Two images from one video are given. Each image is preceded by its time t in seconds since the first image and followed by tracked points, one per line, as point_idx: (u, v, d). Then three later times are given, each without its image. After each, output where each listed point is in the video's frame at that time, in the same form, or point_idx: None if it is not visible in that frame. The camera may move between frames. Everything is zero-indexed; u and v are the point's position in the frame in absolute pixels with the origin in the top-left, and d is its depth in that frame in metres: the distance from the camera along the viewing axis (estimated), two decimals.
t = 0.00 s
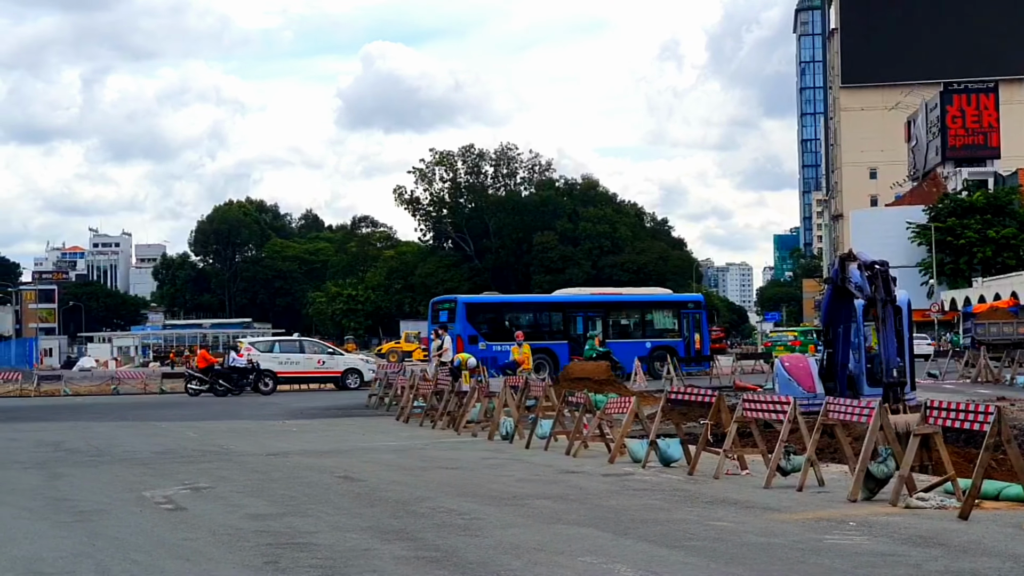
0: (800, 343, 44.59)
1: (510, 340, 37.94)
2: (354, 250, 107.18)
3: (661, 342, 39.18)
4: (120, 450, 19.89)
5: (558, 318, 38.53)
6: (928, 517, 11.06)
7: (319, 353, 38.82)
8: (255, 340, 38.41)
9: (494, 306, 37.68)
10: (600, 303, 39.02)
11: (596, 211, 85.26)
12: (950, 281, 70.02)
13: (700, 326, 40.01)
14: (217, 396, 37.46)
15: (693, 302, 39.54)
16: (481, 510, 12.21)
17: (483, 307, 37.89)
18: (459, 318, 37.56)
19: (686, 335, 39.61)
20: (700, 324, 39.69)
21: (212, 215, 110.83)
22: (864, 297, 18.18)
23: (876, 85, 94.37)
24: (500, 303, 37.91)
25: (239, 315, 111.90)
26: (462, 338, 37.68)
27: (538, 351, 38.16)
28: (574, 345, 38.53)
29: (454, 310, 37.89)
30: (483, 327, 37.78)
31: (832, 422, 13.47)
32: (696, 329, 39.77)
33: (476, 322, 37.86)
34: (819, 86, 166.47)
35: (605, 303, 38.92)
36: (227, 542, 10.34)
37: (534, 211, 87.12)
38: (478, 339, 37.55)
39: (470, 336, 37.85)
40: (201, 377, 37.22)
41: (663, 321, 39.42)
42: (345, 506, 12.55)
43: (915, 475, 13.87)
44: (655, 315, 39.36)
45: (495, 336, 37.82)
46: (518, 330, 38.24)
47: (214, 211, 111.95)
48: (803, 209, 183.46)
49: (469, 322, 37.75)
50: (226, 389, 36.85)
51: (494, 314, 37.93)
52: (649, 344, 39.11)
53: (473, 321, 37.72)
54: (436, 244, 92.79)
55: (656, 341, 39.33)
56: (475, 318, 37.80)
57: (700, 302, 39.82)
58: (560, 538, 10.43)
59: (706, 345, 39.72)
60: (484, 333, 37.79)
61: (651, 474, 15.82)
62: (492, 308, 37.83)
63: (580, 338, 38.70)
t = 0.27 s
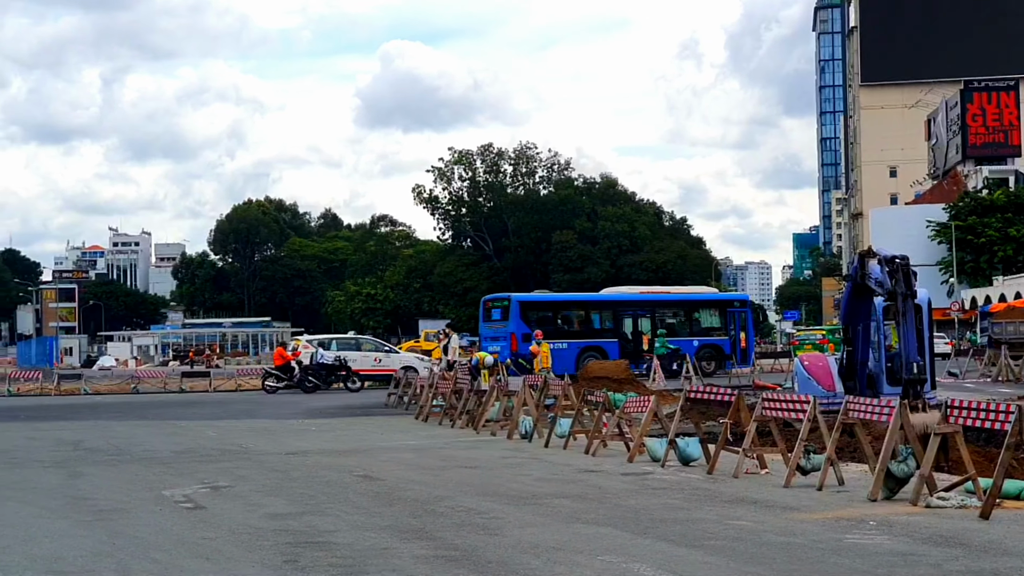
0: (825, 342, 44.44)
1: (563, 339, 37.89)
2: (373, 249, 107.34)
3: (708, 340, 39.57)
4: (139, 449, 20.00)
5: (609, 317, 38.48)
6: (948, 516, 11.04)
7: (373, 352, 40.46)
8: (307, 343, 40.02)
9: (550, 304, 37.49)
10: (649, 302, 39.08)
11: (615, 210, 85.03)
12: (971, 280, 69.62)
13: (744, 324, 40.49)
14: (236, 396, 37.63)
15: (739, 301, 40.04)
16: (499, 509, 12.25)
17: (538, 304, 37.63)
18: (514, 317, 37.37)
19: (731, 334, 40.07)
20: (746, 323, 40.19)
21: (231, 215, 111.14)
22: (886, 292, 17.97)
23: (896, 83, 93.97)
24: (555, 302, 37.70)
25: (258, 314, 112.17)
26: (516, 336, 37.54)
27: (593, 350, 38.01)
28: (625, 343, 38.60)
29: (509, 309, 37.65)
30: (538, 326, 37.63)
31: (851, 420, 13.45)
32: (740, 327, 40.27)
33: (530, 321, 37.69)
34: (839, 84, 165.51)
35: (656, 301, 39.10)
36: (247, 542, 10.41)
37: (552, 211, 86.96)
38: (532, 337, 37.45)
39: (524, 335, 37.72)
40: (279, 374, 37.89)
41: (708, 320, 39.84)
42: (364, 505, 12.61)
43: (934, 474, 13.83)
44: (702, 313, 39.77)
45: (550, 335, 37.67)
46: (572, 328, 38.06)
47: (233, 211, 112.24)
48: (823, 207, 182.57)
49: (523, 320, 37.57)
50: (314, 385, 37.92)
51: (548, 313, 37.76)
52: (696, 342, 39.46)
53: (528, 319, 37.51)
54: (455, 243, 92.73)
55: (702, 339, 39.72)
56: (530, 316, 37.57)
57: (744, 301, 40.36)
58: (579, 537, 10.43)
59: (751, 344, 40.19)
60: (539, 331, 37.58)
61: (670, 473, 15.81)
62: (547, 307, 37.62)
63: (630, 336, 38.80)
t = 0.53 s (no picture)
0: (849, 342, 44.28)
1: (612, 337, 38.15)
2: (392, 249, 107.53)
3: (753, 339, 39.78)
4: (159, 449, 20.13)
5: (656, 315, 38.73)
6: (969, 516, 10.99)
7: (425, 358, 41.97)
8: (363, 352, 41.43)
9: (600, 302, 37.76)
10: (694, 301, 39.41)
11: (633, 209, 84.86)
12: (992, 279, 69.17)
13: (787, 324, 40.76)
14: (255, 396, 37.82)
15: (783, 300, 40.30)
16: (518, 508, 12.28)
17: (587, 302, 37.93)
18: (565, 315, 37.61)
19: (775, 333, 40.32)
20: (790, 322, 40.46)
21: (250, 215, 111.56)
22: (909, 287, 17.70)
23: (915, 82, 93.55)
24: (605, 300, 38.00)
25: (277, 313, 112.60)
26: (567, 335, 37.79)
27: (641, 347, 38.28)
28: (671, 341, 38.84)
29: (559, 307, 37.93)
30: (588, 324, 37.89)
31: (871, 420, 13.40)
32: (784, 327, 40.50)
33: (580, 319, 37.96)
34: (859, 83, 164.68)
35: (702, 300, 39.34)
36: (266, 541, 10.46)
37: (571, 210, 86.86)
38: (582, 336, 37.68)
39: (574, 333, 37.96)
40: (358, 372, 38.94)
41: (753, 319, 40.03)
42: (383, 504, 12.67)
43: (955, 474, 13.77)
44: (746, 313, 40.01)
45: (599, 333, 37.99)
46: (619, 326, 38.34)
47: (252, 211, 112.69)
48: (842, 206, 181.68)
49: (574, 319, 37.83)
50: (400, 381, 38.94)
51: (597, 312, 38.06)
52: (741, 341, 39.68)
53: (578, 316, 37.77)
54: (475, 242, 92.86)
55: (747, 338, 39.94)
56: (580, 314, 37.86)
57: (788, 300, 40.65)
58: (598, 537, 10.44)
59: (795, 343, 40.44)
60: (589, 329, 37.88)
61: (689, 473, 15.79)
62: (597, 305, 37.91)
63: (676, 335, 39.05)
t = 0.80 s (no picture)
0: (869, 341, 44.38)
1: (658, 335, 38.09)
2: (408, 247, 107.79)
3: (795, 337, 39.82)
4: (177, 448, 20.22)
5: (700, 313, 38.62)
6: (987, 514, 10.99)
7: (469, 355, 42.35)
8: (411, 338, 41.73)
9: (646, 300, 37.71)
10: (738, 299, 39.35)
11: (650, 208, 84.74)
12: (1009, 278, 68.24)
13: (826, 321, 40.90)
14: (272, 395, 38.00)
15: (823, 299, 40.42)
16: (535, 507, 12.32)
17: (634, 301, 37.86)
18: (612, 313, 37.57)
19: (815, 330, 40.42)
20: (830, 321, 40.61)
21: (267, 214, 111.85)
22: (927, 282, 17.60)
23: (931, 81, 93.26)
24: (651, 298, 37.96)
25: (294, 312, 112.97)
26: (613, 333, 37.73)
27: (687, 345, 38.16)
28: (715, 339, 38.76)
29: (606, 305, 37.88)
30: (635, 323, 37.81)
31: (888, 419, 13.40)
32: (823, 325, 40.65)
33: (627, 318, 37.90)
34: (876, 81, 163.74)
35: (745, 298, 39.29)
36: (283, 540, 10.52)
37: (587, 209, 86.83)
38: (629, 334, 37.62)
39: (620, 331, 37.90)
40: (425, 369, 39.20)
41: (794, 317, 40.06)
42: (400, 503, 12.73)
43: (973, 473, 13.74)
44: (787, 311, 40.05)
45: (645, 330, 37.94)
46: (665, 324, 38.24)
47: (269, 210, 113.09)
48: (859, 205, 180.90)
49: (620, 317, 37.78)
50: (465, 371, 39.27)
51: (642, 310, 38.01)
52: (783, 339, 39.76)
53: (624, 315, 37.72)
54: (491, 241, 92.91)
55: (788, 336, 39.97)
56: (627, 312, 37.77)
57: (827, 299, 40.75)
58: (615, 536, 10.46)
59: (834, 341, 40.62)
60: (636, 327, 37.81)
61: (706, 472, 15.81)
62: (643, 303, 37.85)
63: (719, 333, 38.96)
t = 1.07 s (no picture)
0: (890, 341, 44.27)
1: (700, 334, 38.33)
2: (424, 247, 107.99)
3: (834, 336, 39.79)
4: (193, 446, 20.33)
5: (742, 312, 38.77)
6: (1004, 514, 10.94)
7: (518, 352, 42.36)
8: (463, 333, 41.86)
9: (689, 300, 37.92)
10: (778, 298, 39.42)
11: (665, 207, 84.63)
12: None
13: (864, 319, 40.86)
14: (287, 394, 38.11)
15: (861, 298, 40.38)
16: (550, 506, 12.35)
17: (677, 300, 38.11)
18: (656, 313, 37.81)
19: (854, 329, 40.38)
20: (869, 319, 40.54)
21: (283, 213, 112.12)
22: (943, 280, 17.46)
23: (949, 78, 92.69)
24: (694, 297, 38.18)
25: (310, 312, 113.26)
26: (657, 331, 38.03)
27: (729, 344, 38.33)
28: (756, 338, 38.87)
29: (649, 304, 38.07)
30: (678, 321, 38.09)
31: (904, 418, 13.36)
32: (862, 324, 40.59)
33: (670, 316, 38.17)
34: (892, 79, 162.79)
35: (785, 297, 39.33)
36: (299, 538, 10.58)
37: (602, 208, 86.80)
38: (673, 333, 37.91)
39: (664, 329, 38.19)
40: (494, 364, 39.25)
41: (833, 315, 40.04)
42: (416, 502, 12.76)
43: (990, 473, 13.68)
44: (826, 310, 40.07)
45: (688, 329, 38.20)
46: (706, 323, 38.46)
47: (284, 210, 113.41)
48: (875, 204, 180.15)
49: (663, 316, 38.03)
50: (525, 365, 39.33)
51: (685, 308, 38.27)
52: (822, 338, 39.72)
53: (668, 314, 37.99)
54: (507, 240, 92.98)
55: (827, 335, 39.94)
56: (671, 311, 38.05)
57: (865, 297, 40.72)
58: (631, 535, 10.49)
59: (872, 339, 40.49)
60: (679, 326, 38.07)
61: (722, 471, 15.80)
62: (686, 302, 38.08)
63: (760, 331, 39.09)
